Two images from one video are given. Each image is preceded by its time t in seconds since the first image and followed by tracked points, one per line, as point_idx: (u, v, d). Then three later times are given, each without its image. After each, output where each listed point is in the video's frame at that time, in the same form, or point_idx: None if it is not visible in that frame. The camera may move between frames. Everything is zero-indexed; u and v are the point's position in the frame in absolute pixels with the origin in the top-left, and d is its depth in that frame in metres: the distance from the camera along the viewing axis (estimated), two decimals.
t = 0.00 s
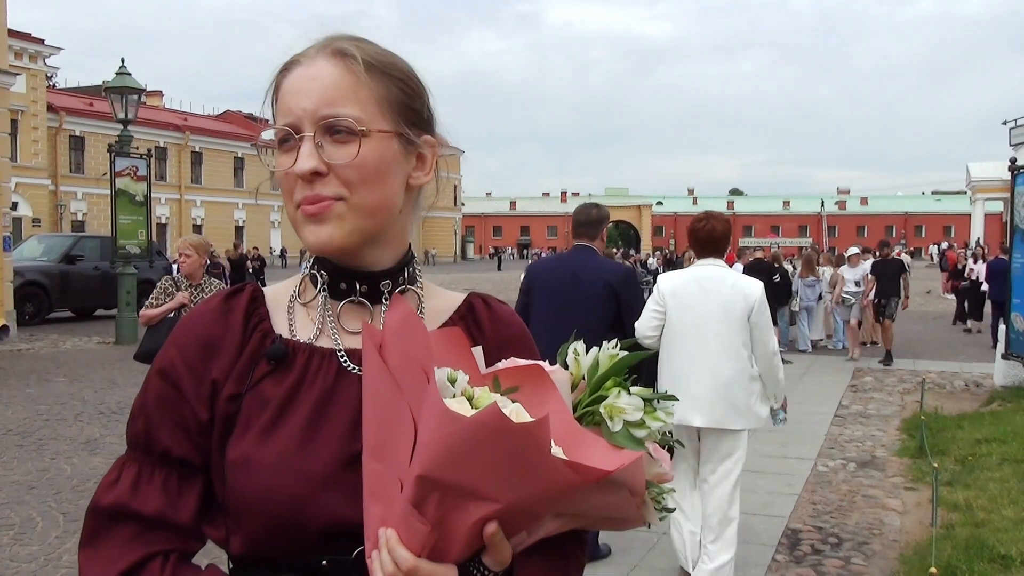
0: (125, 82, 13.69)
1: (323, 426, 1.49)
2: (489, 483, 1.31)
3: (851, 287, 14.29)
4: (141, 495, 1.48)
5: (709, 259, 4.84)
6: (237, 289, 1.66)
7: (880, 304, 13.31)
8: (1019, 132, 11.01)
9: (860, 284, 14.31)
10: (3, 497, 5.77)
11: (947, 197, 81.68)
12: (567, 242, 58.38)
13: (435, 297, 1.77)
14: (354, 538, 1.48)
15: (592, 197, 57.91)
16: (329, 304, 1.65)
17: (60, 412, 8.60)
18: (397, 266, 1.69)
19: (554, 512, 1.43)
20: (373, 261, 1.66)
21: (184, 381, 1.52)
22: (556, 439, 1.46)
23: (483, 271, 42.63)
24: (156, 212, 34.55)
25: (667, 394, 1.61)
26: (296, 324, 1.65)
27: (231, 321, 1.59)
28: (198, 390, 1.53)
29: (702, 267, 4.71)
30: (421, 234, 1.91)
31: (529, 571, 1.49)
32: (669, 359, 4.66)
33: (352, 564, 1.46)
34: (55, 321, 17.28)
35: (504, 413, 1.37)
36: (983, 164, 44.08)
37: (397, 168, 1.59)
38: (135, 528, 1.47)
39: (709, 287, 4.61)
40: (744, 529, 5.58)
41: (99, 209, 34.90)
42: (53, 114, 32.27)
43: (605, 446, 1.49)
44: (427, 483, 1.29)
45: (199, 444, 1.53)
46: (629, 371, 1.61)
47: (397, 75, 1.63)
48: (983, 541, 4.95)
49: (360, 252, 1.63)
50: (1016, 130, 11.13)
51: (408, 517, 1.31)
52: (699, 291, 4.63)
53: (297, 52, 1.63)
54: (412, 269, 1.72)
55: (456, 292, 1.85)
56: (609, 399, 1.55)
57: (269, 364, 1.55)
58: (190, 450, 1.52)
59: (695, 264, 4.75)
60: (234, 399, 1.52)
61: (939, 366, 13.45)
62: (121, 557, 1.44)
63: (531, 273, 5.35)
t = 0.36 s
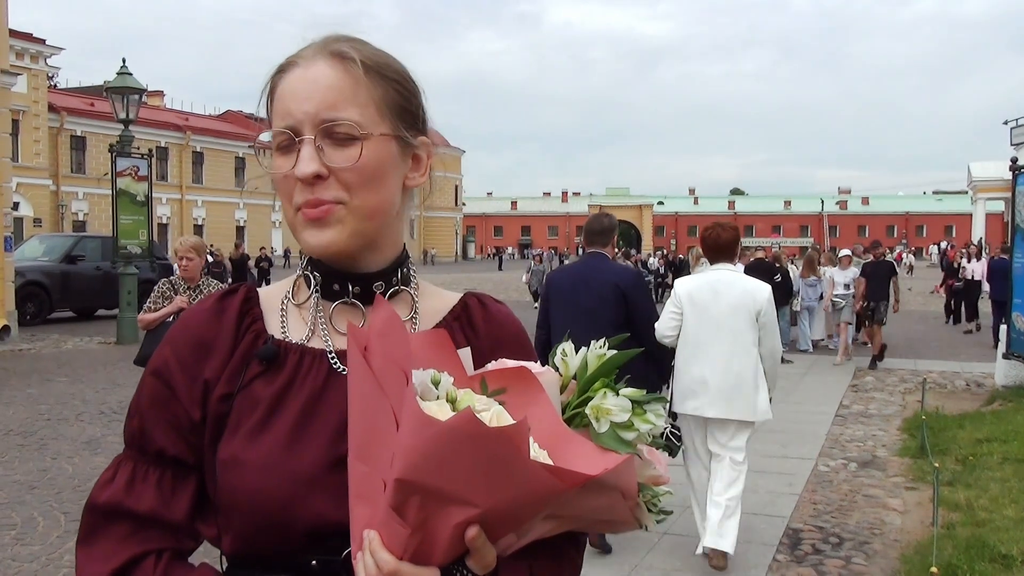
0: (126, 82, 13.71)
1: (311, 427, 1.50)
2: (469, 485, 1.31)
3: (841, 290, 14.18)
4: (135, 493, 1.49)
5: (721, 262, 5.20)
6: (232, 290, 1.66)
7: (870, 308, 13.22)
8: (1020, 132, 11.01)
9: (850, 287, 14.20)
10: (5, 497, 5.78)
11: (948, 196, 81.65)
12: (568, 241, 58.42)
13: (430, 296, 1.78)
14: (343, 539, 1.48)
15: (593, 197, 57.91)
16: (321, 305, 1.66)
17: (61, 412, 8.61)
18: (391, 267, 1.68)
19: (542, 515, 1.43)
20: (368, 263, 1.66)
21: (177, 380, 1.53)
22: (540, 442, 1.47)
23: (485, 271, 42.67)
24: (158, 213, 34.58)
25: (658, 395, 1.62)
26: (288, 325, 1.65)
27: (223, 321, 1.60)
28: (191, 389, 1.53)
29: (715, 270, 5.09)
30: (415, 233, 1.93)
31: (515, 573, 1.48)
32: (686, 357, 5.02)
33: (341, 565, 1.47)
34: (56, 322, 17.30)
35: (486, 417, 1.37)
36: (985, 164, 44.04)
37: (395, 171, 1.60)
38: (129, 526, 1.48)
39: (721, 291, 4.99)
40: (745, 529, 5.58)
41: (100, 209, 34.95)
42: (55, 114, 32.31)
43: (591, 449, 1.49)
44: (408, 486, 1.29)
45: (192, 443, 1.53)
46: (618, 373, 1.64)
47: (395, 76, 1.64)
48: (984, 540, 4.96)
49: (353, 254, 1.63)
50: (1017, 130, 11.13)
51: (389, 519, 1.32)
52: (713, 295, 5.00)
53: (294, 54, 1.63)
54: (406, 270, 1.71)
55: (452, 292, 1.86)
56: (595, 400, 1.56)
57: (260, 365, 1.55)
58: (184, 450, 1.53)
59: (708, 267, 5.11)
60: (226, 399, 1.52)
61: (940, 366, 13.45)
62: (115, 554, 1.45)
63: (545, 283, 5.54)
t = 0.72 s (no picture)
0: (129, 82, 13.72)
1: (321, 426, 1.50)
2: (483, 483, 1.31)
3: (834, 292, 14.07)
4: (141, 494, 1.49)
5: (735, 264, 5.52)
6: (238, 290, 1.67)
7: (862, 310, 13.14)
8: None
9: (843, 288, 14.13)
10: (8, 497, 5.79)
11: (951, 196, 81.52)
12: (570, 241, 58.42)
13: (435, 295, 1.78)
14: (353, 538, 1.49)
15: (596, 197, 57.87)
16: (330, 303, 1.66)
17: (64, 411, 8.62)
18: (399, 262, 1.70)
19: (553, 512, 1.44)
20: (384, 259, 1.68)
21: (184, 380, 1.53)
22: (554, 439, 1.48)
23: (487, 271, 42.63)
24: (161, 212, 34.61)
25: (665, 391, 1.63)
26: (296, 324, 1.66)
27: (231, 321, 1.60)
28: (198, 389, 1.54)
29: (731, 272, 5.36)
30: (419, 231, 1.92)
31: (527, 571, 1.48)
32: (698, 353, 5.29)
33: (352, 565, 1.47)
34: (59, 321, 17.32)
35: (501, 412, 1.38)
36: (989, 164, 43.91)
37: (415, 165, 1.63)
38: (135, 529, 1.48)
39: (736, 290, 5.26)
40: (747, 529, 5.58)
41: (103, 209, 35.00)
42: (58, 114, 32.37)
43: (604, 444, 1.50)
44: (422, 482, 1.30)
45: (199, 445, 1.54)
46: (627, 368, 1.63)
47: (409, 73, 1.67)
48: (987, 541, 4.95)
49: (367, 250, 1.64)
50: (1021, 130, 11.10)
51: (404, 517, 1.33)
52: (727, 293, 5.28)
53: (309, 49, 1.62)
54: (413, 266, 1.72)
55: (455, 290, 1.86)
56: (606, 396, 1.56)
57: (268, 364, 1.56)
58: (191, 451, 1.53)
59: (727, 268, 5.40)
60: (234, 399, 1.53)
61: (943, 366, 13.43)
62: (123, 557, 1.45)
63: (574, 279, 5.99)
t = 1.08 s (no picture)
0: (131, 83, 13.73)
1: (322, 430, 1.51)
2: (492, 485, 1.32)
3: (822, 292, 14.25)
4: (140, 504, 1.50)
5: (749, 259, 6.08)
6: (231, 293, 1.67)
7: (849, 308, 13.14)
8: None
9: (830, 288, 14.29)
10: (10, 497, 5.80)
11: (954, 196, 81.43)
12: (571, 242, 58.41)
13: (433, 293, 1.79)
14: (357, 539, 1.50)
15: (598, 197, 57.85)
16: (328, 304, 1.67)
17: (66, 412, 8.63)
18: (396, 262, 1.71)
19: (556, 509, 1.45)
20: (382, 258, 1.69)
21: (181, 387, 1.54)
22: (560, 436, 1.48)
23: (488, 272, 42.66)
24: (162, 213, 34.63)
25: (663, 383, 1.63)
26: (292, 327, 1.66)
27: (226, 326, 1.61)
28: (196, 396, 1.54)
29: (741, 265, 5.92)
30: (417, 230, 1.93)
31: (535, 568, 1.49)
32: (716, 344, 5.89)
33: (357, 567, 1.48)
34: (61, 322, 17.33)
35: (508, 412, 1.39)
36: (991, 165, 43.84)
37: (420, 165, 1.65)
38: (135, 539, 1.49)
39: (749, 283, 5.82)
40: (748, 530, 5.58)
41: (105, 209, 35.02)
42: (60, 115, 32.40)
43: (608, 440, 1.50)
44: (431, 485, 1.31)
45: (198, 451, 1.55)
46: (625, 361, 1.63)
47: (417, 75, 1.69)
48: (989, 542, 4.96)
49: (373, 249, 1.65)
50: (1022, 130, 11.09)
51: (413, 518, 1.34)
52: (741, 286, 5.84)
53: (321, 41, 1.63)
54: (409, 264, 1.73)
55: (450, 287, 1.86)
56: (608, 389, 1.56)
57: (266, 368, 1.57)
58: (189, 459, 1.54)
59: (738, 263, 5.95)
60: (232, 404, 1.54)
61: (945, 368, 13.43)
62: (125, 566, 1.46)
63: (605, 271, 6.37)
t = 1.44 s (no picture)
0: (133, 82, 13.74)
1: (315, 428, 1.51)
2: (482, 478, 1.32)
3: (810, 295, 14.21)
4: (135, 501, 1.49)
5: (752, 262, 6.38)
6: (226, 294, 1.67)
7: (835, 313, 13.04)
8: None
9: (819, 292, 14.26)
10: (10, 495, 5.80)
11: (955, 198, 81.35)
12: (572, 242, 58.38)
13: (422, 298, 1.79)
14: (350, 536, 1.49)
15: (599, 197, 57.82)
16: (318, 307, 1.67)
17: (66, 411, 8.63)
18: (384, 267, 1.70)
19: (546, 506, 1.45)
20: (365, 264, 1.68)
21: (175, 386, 1.54)
22: (549, 433, 1.48)
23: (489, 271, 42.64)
24: (164, 212, 34.65)
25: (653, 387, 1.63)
26: (284, 327, 1.66)
27: (220, 325, 1.60)
28: (189, 395, 1.54)
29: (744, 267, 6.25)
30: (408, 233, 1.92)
31: (522, 566, 1.48)
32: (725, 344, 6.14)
33: (348, 563, 1.47)
34: (62, 320, 17.34)
35: (498, 406, 1.39)
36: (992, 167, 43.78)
37: (397, 169, 1.63)
38: (129, 536, 1.48)
39: (753, 285, 6.12)
40: (748, 531, 5.58)
41: (106, 208, 35.03)
42: (62, 113, 32.44)
43: (595, 438, 1.50)
44: (423, 478, 1.30)
45: (191, 449, 1.54)
46: (616, 364, 1.63)
47: (392, 77, 1.66)
48: (989, 543, 4.95)
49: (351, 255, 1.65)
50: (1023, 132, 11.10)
51: (403, 511, 1.32)
52: (746, 288, 6.13)
53: (289, 57, 1.63)
54: (400, 269, 1.72)
55: (442, 292, 1.86)
56: (597, 391, 1.56)
57: (259, 368, 1.57)
58: (183, 456, 1.54)
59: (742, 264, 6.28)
60: (225, 402, 1.54)
61: (946, 369, 13.42)
62: (118, 562, 1.45)
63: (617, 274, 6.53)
